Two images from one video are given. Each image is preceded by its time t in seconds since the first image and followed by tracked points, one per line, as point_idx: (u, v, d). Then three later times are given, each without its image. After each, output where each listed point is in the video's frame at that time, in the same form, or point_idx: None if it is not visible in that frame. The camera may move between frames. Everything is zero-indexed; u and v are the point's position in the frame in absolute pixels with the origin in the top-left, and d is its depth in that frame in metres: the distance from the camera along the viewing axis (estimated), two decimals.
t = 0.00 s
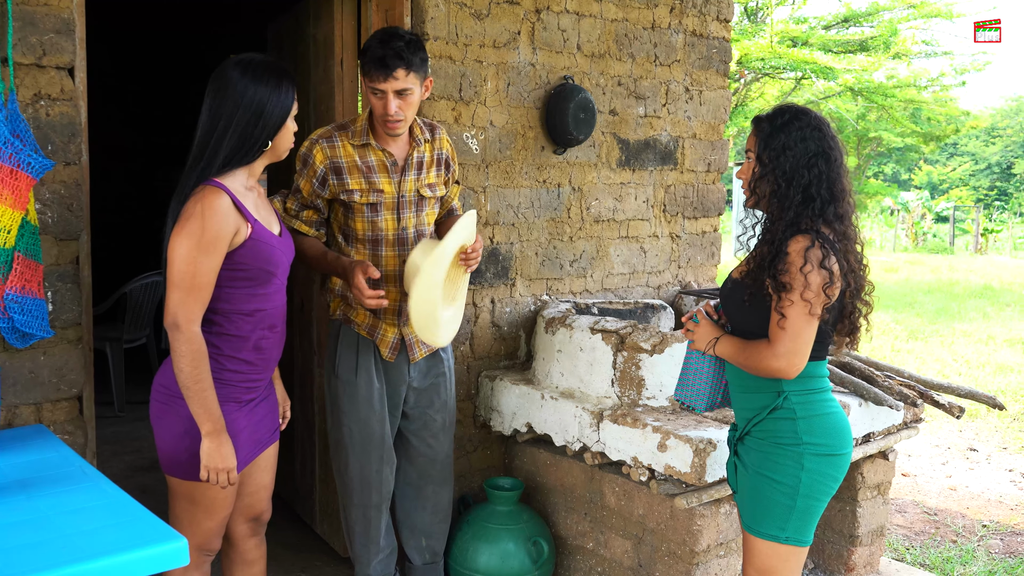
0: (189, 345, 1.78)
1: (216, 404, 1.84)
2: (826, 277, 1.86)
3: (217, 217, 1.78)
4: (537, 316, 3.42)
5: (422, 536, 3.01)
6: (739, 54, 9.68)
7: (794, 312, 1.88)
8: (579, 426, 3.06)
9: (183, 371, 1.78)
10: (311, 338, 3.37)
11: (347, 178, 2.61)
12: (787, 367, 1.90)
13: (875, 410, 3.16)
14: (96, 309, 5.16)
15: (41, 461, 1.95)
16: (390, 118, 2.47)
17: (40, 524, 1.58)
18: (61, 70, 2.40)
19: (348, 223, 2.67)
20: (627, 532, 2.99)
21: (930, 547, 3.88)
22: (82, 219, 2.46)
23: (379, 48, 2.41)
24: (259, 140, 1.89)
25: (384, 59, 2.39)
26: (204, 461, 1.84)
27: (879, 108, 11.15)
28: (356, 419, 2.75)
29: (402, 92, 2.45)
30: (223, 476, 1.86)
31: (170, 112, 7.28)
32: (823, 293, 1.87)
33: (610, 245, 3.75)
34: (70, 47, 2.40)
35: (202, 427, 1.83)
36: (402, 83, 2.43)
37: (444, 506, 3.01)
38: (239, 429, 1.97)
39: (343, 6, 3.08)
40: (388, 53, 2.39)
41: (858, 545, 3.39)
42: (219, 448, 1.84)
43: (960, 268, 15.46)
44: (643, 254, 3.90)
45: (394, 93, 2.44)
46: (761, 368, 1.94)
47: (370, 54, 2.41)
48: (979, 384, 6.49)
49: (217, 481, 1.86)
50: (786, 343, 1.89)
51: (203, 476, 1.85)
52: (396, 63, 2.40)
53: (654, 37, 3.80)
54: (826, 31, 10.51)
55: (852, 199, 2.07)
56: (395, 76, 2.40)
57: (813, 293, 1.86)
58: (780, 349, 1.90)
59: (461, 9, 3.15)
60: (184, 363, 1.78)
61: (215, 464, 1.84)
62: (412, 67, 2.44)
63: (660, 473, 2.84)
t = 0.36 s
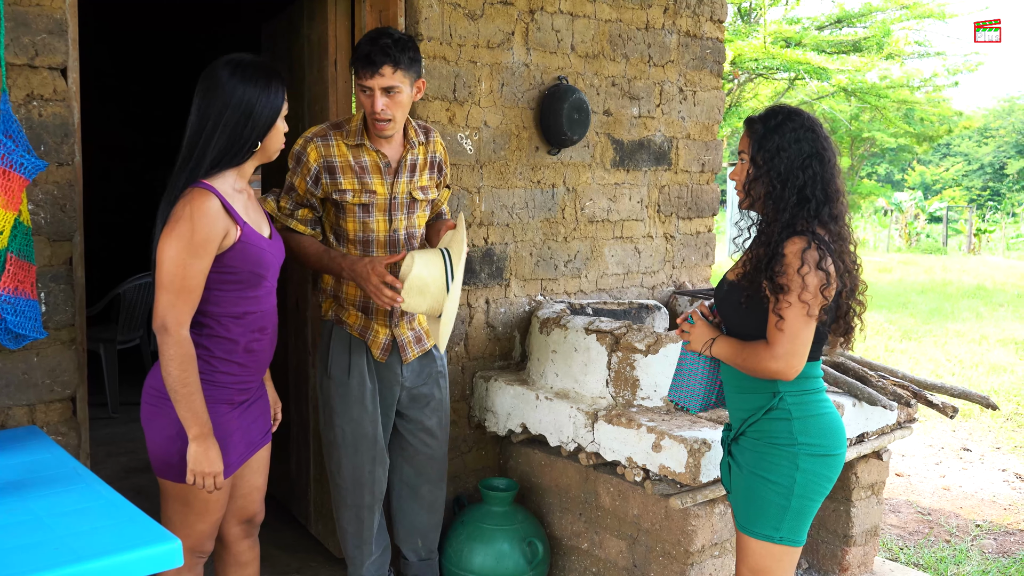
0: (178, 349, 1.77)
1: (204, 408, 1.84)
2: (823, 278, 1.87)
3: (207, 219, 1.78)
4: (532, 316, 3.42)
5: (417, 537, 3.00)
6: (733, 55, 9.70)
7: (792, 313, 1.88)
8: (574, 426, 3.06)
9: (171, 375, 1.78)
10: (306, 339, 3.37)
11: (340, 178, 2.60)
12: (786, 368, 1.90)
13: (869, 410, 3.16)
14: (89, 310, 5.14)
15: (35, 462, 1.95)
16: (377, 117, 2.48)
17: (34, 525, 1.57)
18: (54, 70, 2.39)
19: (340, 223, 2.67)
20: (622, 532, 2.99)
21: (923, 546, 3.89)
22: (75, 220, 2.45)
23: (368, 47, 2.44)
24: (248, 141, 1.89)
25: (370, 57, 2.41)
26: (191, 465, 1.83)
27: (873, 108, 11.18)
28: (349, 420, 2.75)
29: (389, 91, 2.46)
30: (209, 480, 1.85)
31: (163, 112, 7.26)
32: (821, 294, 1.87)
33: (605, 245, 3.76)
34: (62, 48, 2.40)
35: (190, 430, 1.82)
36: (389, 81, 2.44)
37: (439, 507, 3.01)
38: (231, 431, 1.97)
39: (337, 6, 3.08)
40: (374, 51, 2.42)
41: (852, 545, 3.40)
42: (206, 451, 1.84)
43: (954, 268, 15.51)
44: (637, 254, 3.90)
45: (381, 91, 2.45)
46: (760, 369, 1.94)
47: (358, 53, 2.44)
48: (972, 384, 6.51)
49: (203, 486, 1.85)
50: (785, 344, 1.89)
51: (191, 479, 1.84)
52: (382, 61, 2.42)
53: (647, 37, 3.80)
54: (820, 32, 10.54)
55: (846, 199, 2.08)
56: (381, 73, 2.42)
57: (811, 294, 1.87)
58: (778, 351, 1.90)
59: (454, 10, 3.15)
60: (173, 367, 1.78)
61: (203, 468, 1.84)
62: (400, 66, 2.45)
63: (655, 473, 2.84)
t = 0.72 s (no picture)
0: (174, 352, 1.77)
1: (200, 411, 1.84)
2: (828, 280, 1.87)
3: (205, 222, 1.78)
4: (535, 316, 3.42)
5: (420, 535, 3.00)
6: (736, 55, 9.70)
7: (797, 316, 1.88)
8: (578, 427, 3.05)
9: (168, 377, 1.78)
10: (309, 339, 3.37)
11: (353, 175, 2.61)
12: (794, 370, 1.90)
13: (872, 410, 3.16)
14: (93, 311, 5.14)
15: (38, 462, 1.95)
16: (397, 116, 2.48)
17: (36, 525, 1.57)
18: (58, 71, 2.40)
19: (353, 221, 2.67)
20: (625, 532, 2.99)
21: (928, 547, 3.88)
22: (79, 220, 2.46)
23: (387, 46, 2.44)
24: (248, 142, 1.89)
25: (390, 55, 2.41)
26: (186, 469, 1.83)
27: (876, 109, 11.17)
28: (359, 418, 2.75)
29: (408, 90, 2.46)
30: (204, 483, 1.85)
31: (166, 113, 7.26)
32: (826, 296, 1.87)
33: (608, 245, 3.76)
34: (66, 48, 2.40)
35: (186, 433, 1.82)
36: (409, 80, 2.44)
37: (441, 508, 3.00)
38: (230, 433, 1.97)
39: (340, 6, 3.08)
40: (394, 50, 2.42)
41: (856, 545, 3.39)
42: (202, 455, 1.84)
43: (957, 269, 15.49)
44: (641, 254, 3.90)
45: (400, 89, 2.45)
46: (767, 371, 1.94)
47: (377, 52, 2.44)
48: (976, 384, 6.50)
49: (197, 489, 1.85)
50: (792, 347, 1.89)
51: (186, 482, 1.84)
52: (402, 60, 2.42)
53: (650, 38, 3.81)
54: (822, 32, 10.54)
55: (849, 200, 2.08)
56: (402, 72, 2.41)
57: (815, 296, 1.87)
58: (785, 352, 1.90)
59: (457, 10, 3.15)
60: (169, 369, 1.77)
61: (198, 472, 1.83)
62: (419, 65, 2.45)
63: (659, 474, 2.84)
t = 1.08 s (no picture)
0: (182, 353, 1.78)
1: (209, 413, 1.84)
2: (843, 281, 1.86)
3: (211, 222, 1.78)
4: (546, 316, 3.42)
5: (431, 534, 3.01)
6: (747, 55, 9.67)
7: (812, 317, 1.87)
8: (588, 427, 3.05)
9: (176, 379, 1.79)
10: (320, 339, 3.38)
11: (374, 174, 2.62)
12: (808, 372, 1.90)
13: (884, 412, 3.15)
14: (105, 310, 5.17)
15: (50, 461, 1.96)
16: (424, 119, 2.49)
17: (46, 524, 1.58)
18: (71, 72, 2.41)
19: (373, 220, 2.70)
20: (635, 533, 2.99)
21: (940, 549, 3.86)
22: (92, 220, 2.47)
23: (413, 48, 2.44)
24: (253, 143, 1.90)
25: (419, 59, 2.41)
26: (196, 470, 1.83)
27: (888, 109, 11.11)
28: (375, 417, 2.75)
29: (436, 93, 2.47)
30: (213, 484, 1.86)
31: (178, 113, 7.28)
32: (840, 297, 1.87)
33: (619, 245, 3.75)
34: (80, 49, 2.41)
35: (195, 435, 1.82)
36: (437, 83, 2.45)
37: (451, 507, 3.01)
38: (236, 434, 1.97)
39: (351, 6, 3.09)
40: (423, 53, 2.42)
41: (867, 547, 3.38)
42: (211, 456, 1.84)
43: (969, 269, 15.41)
44: (652, 255, 3.90)
45: (429, 93, 2.46)
46: (782, 372, 1.93)
47: (404, 54, 2.43)
48: (989, 386, 6.47)
49: (209, 490, 1.86)
50: (806, 348, 1.88)
51: (195, 484, 1.85)
52: (430, 63, 2.42)
53: (662, 37, 3.80)
54: (834, 31, 10.50)
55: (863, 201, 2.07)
56: (431, 76, 2.42)
57: (830, 297, 1.86)
58: (799, 354, 1.89)
59: (469, 10, 3.15)
60: (177, 370, 1.78)
61: (207, 473, 1.84)
62: (445, 67, 2.46)
63: (669, 474, 2.83)
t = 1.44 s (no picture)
0: (178, 355, 1.78)
1: (205, 415, 1.84)
2: (849, 281, 1.86)
3: (208, 224, 1.78)
4: (548, 317, 3.42)
5: (434, 534, 3.01)
6: (750, 55, 9.66)
7: (819, 318, 1.87)
8: (590, 428, 3.05)
9: (172, 381, 1.79)
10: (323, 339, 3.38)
11: (381, 172, 2.64)
12: (817, 375, 1.89)
13: (887, 412, 3.15)
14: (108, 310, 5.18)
15: (53, 461, 1.96)
16: (436, 120, 2.49)
17: (49, 524, 1.58)
18: (75, 72, 2.41)
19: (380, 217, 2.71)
20: (638, 533, 2.99)
21: (943, 550, 3.85)
22: (95, 221, 2.47)
23: (427, 49, 2.44)
24: (253, 144, 1.90)
25: (433, 62, 2.42)
26: (190, 472, 1.84)
27: (891, 109, 11.09)
28: (377, 416, 2.76)
29: (448, 94, 2.48)
30: (209, 486, 1.86)
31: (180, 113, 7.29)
32: (848, 297, 1.87)
33: (622, 246, 3.75)
34: (83, 49, 2.42)
35: (191, 436, 1.83)
36: (449, 85, 2.45)
37: (453, 507, 3.01)
38: (234, 435, 1.97)
39: (354, 7, 3.11)
40: (437, 56, 2.42)
41: (870, 547, 3.37)
42: (207, 458, 1.84)
43: (972, 269, 15.39)
44: (654, 255, 3.89)
45: (441, 94, 2.46)
46: (789, 377, 1.93)
47: (418, 55, 2.44)
48: (992, 386, 6.46)
49: (202, 492, 1.86)
50: (815, 349, 1.88)
51: (190, 485, 1.85)
52: (443, 65, 2.42)
53: (664, 38, 3.80)
54: (837, 32, 10.49)
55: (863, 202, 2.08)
56: (444, 78, 2.43)
57: (837, 298, 1.86)
58: (808, 356, 1.89)
59: (472, 10, 3.15)
60: (173, 373, 1.79)
61: (202, 475, 1.84)
62: (458, 70, 2.46)
63: (672, 475, 2.83)
